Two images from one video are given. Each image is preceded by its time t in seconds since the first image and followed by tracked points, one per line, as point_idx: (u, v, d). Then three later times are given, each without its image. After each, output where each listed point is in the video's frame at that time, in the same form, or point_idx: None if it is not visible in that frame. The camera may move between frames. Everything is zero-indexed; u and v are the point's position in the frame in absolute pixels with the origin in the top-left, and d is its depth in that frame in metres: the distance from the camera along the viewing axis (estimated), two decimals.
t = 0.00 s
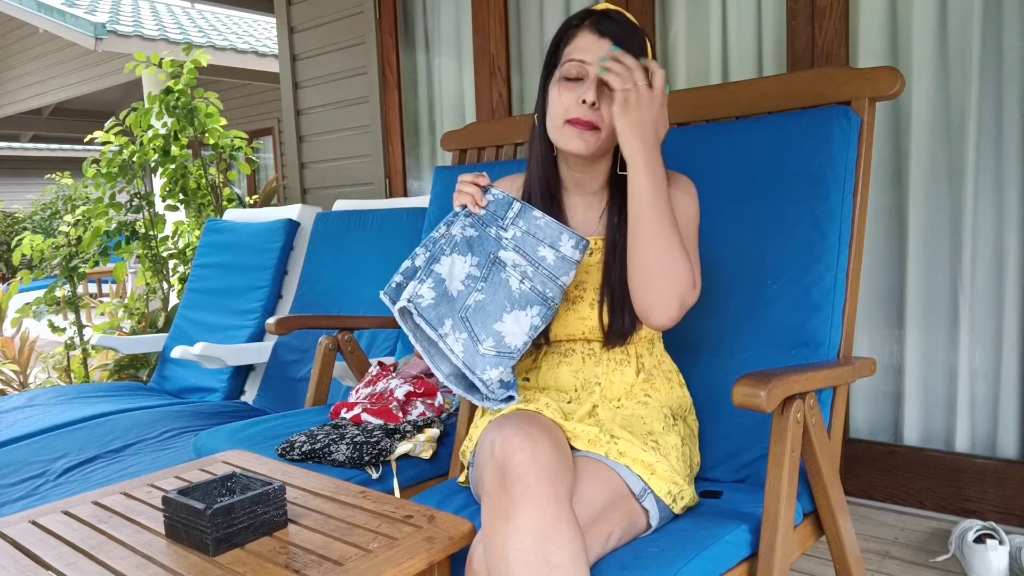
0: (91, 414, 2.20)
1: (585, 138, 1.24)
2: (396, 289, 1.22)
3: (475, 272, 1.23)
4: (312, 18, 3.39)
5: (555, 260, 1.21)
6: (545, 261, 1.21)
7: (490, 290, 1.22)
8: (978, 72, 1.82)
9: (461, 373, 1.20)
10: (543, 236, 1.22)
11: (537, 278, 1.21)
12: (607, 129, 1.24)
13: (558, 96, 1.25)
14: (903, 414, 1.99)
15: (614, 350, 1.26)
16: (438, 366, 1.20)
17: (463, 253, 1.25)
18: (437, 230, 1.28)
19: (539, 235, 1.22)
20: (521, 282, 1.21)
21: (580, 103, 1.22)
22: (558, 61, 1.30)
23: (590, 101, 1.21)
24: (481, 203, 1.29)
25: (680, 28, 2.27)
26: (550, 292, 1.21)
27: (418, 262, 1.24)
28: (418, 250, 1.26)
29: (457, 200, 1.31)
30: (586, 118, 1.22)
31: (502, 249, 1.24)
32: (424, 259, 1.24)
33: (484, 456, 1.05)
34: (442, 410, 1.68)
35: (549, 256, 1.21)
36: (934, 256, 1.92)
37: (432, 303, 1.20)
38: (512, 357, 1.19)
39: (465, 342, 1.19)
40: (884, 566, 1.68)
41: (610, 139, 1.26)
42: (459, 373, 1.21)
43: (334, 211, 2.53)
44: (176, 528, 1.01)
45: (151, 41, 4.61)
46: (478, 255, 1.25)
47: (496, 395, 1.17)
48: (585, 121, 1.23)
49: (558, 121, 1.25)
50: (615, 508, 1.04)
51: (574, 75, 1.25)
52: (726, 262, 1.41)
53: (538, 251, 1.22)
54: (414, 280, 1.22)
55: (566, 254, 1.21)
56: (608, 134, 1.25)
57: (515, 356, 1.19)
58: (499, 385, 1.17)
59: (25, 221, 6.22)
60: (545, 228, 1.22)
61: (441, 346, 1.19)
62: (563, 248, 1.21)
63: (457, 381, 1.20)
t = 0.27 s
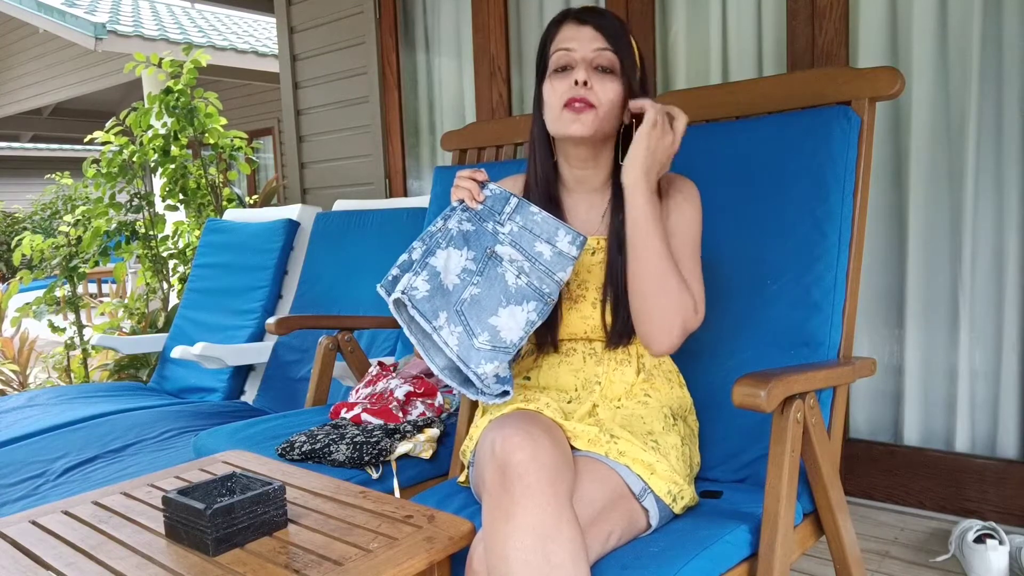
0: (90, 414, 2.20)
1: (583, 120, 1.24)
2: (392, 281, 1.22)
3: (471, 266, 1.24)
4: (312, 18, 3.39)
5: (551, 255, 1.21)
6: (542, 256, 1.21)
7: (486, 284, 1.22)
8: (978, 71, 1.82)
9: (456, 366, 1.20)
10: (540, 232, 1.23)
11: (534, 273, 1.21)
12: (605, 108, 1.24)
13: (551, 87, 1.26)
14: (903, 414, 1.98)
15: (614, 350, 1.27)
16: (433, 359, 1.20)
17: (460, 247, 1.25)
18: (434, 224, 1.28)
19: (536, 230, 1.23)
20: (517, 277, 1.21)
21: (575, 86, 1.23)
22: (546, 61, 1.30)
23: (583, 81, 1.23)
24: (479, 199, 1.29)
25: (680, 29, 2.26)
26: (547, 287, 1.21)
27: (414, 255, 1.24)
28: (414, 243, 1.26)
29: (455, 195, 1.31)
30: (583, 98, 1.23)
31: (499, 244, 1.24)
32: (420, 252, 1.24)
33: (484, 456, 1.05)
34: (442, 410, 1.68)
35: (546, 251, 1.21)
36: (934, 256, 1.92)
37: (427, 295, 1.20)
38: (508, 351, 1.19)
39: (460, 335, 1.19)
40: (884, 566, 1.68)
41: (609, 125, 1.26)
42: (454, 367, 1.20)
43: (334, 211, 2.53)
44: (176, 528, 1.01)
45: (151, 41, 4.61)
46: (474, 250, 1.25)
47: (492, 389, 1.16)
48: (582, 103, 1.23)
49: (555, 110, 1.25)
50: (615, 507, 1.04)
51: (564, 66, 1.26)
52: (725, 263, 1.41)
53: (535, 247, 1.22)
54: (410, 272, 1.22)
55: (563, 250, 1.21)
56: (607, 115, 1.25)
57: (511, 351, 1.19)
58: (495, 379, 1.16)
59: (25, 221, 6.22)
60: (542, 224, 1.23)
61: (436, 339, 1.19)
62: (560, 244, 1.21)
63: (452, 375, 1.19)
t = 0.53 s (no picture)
0: (90, 414, 2.20)
1: (591, 120, 1.21)
2: (395, 277, 1.22)
3: (473, 262, 1.23)
4: (312, 18, 3.39)
5: (553, 253, 1.21)
6: (543, 254, 1.21)
7: (488, 281, 1.22)
8: (978, 72, 1.82)
9: (458, 362, 1.21)
10: (542, 229, 1.21)
11: (535, 270, 1.21)
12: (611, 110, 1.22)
13: (558, 85, 1.24)
14: (902, 414, 1.99)
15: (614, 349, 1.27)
16: (435, 354, 1.21)
17: (462, 243, 1.24)
18: (436, 220, 1.27)
19: (538, 227, 1.22)
20: (519, 275, 1.21)
21: (583, 84, 1.22)
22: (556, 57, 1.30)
23: (592, 80, 1.22)
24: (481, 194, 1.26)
25: (680, 29, 2.27)
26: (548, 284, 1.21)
27: (418, 251, 1.24)
28: (417, 239, 1.25)
29: (456, 192, 1.28)
30: (591, 97, 1.21)
31: (501, 241, 1.23)
32: (423, 248, 1.24)
33: (484, 456, 1.05)
34: (442, 410, 1.68)
35: (547, 249, 1.21)
36: (934, 256, 1.92)
37: (430, 292, 1.20)
38: (509, 347, 1.20)
39: (463, 331, 1.20)
40: (884, 566, 1.68)
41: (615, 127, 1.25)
42: (456, 362, 1.22)
43: (334, 211, 2.53)
44: (176, 528, 1.01)
45: (151, 41, 4.61)
46: (476, 246, 1.24)
47: (493, 384, 1.19)
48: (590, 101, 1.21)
49: (561, 108, 1.22)
50: (615, 507, 1.04)
51: (573, 64, 1.25)
52: (726, 263, 1.41)
53: (537, 244, 1.21)
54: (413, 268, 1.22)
55: (565, 247, 1.21)
56: (613, 116, 1.23)
57: (512, 347, 1.20)
58: (496, 375, 1.19)
59: (25, 221, 6.22)
60: (544, 221, 1.21)
61: (438, 335, 1.20)
62: (562, 241, 1.21)
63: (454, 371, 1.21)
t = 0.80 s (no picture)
0: (90, 414, 2.20)
1: (588, 123, 1.24)
2: (392, 282, 1.22)
3: (471, 268, 1.24)
4: (312, 18, 3.39)
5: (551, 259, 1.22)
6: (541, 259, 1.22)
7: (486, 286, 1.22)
8: (978, 71, 1.82)
9: (454, 367, 1.20)
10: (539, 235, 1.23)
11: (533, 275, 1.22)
12: (608, 111, 1.24)
13: (556, 86, 1.27)
14: (902, 414, 1.99)
15: (615, 350, 1.27)
16: (432, 360, 1.21)
17: (460, 248, 1.24)
18: (434, 225, 1.27)
19: (535, 233, 1.23)
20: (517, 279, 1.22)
21: (580, 87, 1.24)
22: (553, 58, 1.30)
23: (589, 82, 1.24)
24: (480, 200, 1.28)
25: (680, 29, 2.27)
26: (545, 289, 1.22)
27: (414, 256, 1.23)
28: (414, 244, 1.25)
29: (455, 195, 1.29)
30: (587, 100, 1.24)
31: (499, 247, 1.24)
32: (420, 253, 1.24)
33: (484, 455, 1.05)
34: (442, 410, 1.68)
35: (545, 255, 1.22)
36: (934, 256, 1.92)
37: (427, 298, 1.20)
38: (506, 352, 1.20)
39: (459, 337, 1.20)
40: (884, 566, 1.68)
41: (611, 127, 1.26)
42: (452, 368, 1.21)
43: (334, 211, 2.53)
44: (176, 528, 1.01)
45: (151, 41, 4.61)
46: (474, 252, 1.25)
47: (490, 390, 1.17)
48: (587, 105, 1.24)
49: (560, 111, 1.26)
50: (615, 507, 1.04)
51: (571, 65, 1.26)
52: (726, 263, 1.41)
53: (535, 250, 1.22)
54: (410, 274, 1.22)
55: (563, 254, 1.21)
56: (611, 117, 1.25)
57: (509, 352, 1.20)
58: (494, 380, 1.18)
59: (25, 221, 6.22)
60: (541, 226, 1.23)
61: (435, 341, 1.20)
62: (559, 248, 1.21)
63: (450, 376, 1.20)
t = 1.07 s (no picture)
0: (90, 414, 2.20)
1: (583, 123, 1.25)
2: (393, 286, 1.21)
3: (473, 271, 1.23)
4: (312, 18, 3.39)
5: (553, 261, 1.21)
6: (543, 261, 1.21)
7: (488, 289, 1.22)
8: (978, 71, 1.82)
9: (457, 371, 1.19)
10: (541, 236, 1.22)
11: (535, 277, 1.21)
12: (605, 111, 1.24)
13: (555, 84, 1.27)
14: (902, 414, 1.99)
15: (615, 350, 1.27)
16: (434, 364, 1.20)
17: (460, 251, 1.23)
18: (434, 228, 1.26)
19: (537, 235, 1.23)
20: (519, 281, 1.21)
21: (577, 87, 1.24)
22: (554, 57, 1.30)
23: (586, 83, 1.24)
24: (480, 203, 1.28)
25: (680, 29, 2.27)
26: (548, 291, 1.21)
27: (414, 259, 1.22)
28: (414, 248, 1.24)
29: (455, 199, 1.30)
30: (583, 100, 1.24)
31: (500, 249, 1.24)
32: (420, 257, 1.22)
33: (484, 455, 1.05)
34: (442, 410, 1.68)
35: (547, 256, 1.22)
36: (934, 256, 1.92)
37: (429, 301, 1.19)
38: (509, 356, 1.20)
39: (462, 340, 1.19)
40: (884, 566, 1.68)
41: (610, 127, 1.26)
42: (454, 372, 1.20)
43: (334, 211, 2.53)
44: (176, 528, 1.01)
45: (151, 41, 4.61)
46: (475, 255, 1.24)
47: (494, 395, 1.17)
48: (583, 105, 1.24)
49: (557, 109, 1.26)
50: (615, 507, 1.04)
51: (570, 64, 1.26)
52: (726, 263, 1.41)
53: (536, 251, 1.22)
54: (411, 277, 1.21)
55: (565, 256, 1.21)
56: (607, 118, 1.25)
57: (512, 355, 1.20)
58: (497, 384, 1.17)
59: (25, 221, 6.22)
60: (543, 228, 1.23)
61: (438, 345, 1.19)
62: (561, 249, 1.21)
63: (453, 380, 1.19)
